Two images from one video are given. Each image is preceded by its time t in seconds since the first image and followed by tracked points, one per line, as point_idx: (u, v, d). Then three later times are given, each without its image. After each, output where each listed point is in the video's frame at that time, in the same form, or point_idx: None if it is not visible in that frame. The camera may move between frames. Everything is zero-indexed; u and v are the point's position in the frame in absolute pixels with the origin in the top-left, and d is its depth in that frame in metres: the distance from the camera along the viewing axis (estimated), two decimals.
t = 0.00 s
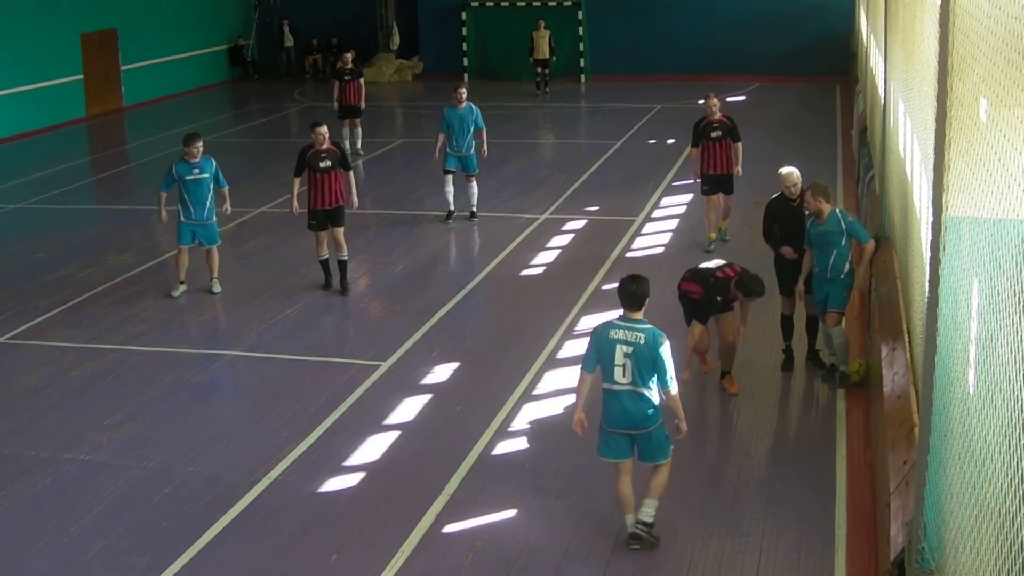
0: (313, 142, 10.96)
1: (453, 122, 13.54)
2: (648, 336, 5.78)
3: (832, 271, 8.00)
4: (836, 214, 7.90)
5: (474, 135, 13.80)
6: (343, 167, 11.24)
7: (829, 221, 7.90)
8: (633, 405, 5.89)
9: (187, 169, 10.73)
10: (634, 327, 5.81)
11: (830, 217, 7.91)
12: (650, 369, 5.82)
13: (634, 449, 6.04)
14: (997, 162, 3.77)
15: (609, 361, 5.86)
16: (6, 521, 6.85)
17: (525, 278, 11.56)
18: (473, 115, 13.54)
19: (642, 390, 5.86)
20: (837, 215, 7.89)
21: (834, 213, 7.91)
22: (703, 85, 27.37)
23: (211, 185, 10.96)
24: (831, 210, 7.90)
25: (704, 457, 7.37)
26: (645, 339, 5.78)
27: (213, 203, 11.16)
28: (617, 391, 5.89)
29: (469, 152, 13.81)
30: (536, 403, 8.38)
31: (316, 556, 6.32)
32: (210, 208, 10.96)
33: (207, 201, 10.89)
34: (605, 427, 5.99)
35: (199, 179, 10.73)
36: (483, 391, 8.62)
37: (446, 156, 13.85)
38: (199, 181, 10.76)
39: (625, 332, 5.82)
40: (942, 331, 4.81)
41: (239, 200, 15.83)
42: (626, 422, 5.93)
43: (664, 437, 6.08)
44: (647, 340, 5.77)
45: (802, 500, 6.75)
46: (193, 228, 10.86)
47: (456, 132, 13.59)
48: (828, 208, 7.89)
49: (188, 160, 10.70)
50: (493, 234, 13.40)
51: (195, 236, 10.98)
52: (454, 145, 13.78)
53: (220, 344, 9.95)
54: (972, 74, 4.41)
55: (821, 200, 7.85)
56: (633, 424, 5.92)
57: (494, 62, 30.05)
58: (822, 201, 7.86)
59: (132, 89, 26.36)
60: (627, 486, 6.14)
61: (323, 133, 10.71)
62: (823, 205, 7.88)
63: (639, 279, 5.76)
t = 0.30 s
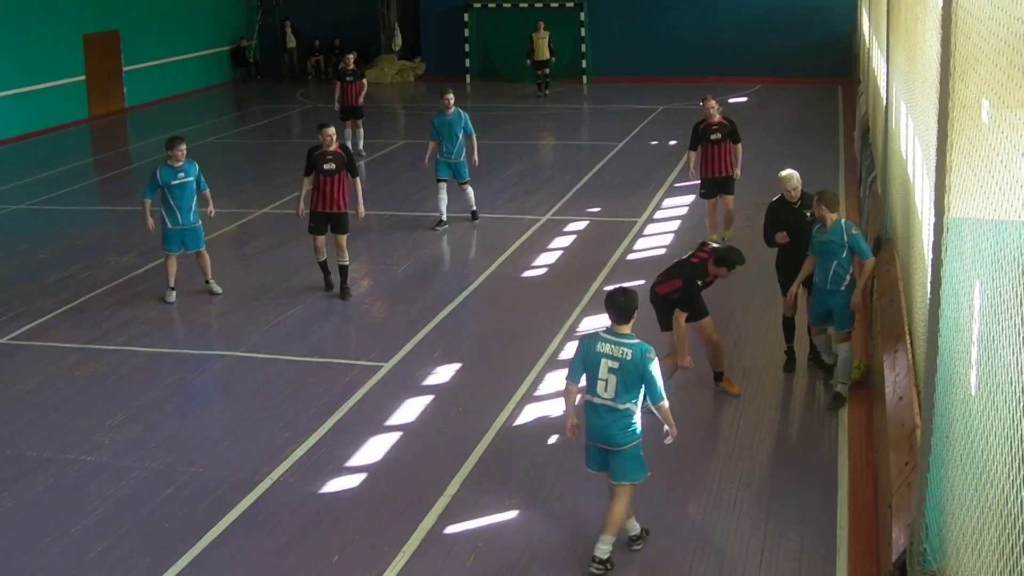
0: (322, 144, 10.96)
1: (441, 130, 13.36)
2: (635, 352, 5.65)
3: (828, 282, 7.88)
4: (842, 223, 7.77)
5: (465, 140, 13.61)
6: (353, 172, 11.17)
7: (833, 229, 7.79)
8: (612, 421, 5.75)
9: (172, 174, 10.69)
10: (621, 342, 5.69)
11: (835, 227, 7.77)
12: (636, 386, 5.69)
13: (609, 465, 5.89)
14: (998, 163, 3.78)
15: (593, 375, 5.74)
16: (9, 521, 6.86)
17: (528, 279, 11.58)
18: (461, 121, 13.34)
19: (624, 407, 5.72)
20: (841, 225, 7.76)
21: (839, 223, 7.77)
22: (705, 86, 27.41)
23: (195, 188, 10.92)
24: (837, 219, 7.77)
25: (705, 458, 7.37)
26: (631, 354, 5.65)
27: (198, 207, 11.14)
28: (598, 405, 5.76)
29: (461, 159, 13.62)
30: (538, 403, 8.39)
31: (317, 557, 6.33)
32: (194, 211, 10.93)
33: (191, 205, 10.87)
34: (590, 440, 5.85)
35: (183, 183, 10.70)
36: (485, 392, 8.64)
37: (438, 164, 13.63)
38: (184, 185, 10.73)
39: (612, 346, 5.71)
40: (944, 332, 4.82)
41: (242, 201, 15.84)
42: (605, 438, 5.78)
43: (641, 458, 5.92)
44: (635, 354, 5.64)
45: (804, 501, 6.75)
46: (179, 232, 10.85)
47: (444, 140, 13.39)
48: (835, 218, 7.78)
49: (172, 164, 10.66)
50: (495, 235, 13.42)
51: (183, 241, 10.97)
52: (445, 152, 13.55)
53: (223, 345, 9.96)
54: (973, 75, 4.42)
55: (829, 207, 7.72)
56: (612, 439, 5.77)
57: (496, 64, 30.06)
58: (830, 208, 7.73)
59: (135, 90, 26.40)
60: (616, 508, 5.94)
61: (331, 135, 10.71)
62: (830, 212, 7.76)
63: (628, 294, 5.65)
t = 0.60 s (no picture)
0: (320, 146, 10.94)
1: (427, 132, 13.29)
2: (612, 361, 5.46)
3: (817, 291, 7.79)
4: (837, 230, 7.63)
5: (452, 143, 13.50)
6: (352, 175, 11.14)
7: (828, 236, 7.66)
8: (585, 428, 5.62)
9: (164, 176, 10.69)
10: (601, 349, 5.51)
11: (829, 234, 7.65)
12: (609, 395, 5.51)
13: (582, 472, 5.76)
14: (998, 164, 3.78)
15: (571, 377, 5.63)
16: (8, 522, 6.86)
17: (527, 280, 11.58)
18: (447, 123, 13.25)
19: (598, 414, 5.57)
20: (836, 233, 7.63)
21: (833, 230, 7.65)
22: (704, 88, 27.42)
23: (186, 190, 10.93)
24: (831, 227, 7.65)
25: (703, 459, 7.38)
26: (607, 363, 5.47)
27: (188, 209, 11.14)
28: (574, 409, 5.64)
29: (445, 161, 13.49)
30: (536, 405, 8.39)
31: (316, 558, 6.32)
32: (186, 214, 10.94)
33: (183, 208, 10.88)
34: (564, 444, 5.74)
35: (175, 186, 10.71)
36: (484, 393, 8.64)
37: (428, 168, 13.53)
38: (176, 188, 10.74)
39: (592, 351, 5.54)
40: (943, 332, 4.82)
41: (241, 202, 15.85)
42: (578, 443, 5.66)
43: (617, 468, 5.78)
44: (610, 363, 5.45)
45: (803, 503, 6.75)
46: (173, 235, 10.85)
47: (431, 142, 13.32)
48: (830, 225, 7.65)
49: (163, 166, 10.63)
50: (494, 236, 13.42)
51: (176, 243, 10.97)
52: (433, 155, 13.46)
53: (222, 346, 9.96)
54: (972, 76, 4.43)
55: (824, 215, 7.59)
56: (583, 445, 5.65)
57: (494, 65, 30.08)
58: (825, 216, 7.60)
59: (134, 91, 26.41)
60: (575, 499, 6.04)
61: (329, 138, 10.69)
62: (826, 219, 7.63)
63: (614, 299, 5.47)
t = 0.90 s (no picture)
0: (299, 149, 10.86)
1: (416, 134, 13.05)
2: (574, 367, 5.31)
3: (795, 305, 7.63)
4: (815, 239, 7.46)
5: (439, 146, 13.27)
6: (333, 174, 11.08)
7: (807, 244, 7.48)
8: (556, 434, 5.52)
9: (163, 176, 10.70)
10: (563, 355, 5.36)
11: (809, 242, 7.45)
12: (571, 402, 5.37)
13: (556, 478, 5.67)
14: (997, 164, 3.77)
15: (537, 385, 5.48)
16: (8, 521, 6.86)
17: (526, 279, 11.57)
18: (436, 127, 13.04)
19: (566, 420, 5.46)
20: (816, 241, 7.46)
21: (813, 238, 7.44)
22: (704, 87, 27.40)
23: (184, 190, 10.95)
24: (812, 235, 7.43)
25: (701, 459, 7.37)
26: (569, 369, 5.32)
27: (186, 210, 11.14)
28: (545, 417, 5.52)
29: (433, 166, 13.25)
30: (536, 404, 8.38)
31: (316, 558, 6.32)
32: (185, 214, 10.94)
33: (183, 208, 10.88)
34: (532, 449, 5.66)
35: (175, 185, 10.72)
36: (484, 392, 8.64)
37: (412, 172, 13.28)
38: (176, 187, 10.75)
39: (554, 358, 5.39)
40: (943, 331, 4.81)
41: (240, 201, 15.83)
42: (550, 450, 5.57)
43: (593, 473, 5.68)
44: (571, 370, 5.30)
45: (802, 502, 6.75)
46: (170, 234, 10.84)
47: (419, 144, 13.06)
48: (809, 232, 7.40)
49: (162, 166, 10.64)
50: (494, 236, 13.41)
51: (173, 242, 10.96)
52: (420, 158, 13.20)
53: (221, 345, 9.95)
54: (973, 74, 4.42)
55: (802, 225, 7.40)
56: (558, 452, 5.56)
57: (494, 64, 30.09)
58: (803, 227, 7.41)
59: (134, 90, 26.39)
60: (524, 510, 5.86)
61: (306, 139, 10.63)
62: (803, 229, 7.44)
63: (575, 305, 5.35)
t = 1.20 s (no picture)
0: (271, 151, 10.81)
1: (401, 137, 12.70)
2: (531, 365, 5.38)
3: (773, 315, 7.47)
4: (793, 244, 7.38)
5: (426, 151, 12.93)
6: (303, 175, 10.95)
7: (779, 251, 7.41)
8: (515, 439, 5.49)
9: (165, 175, 10.70)
10: (516, 356, 5.41)
11: (786, 248, 7.35)
12: (532, 401, 5.41)
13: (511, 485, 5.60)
14: (995, 164, 3.77)
15: (492, 393, 5.45)
16: (5, 522, 6.85)
17: (523, 279, 11.57)
18: (422, 130, 12.69)
19: (526, 422, 5.48)
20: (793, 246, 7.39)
21: (791, 244, 7.36)
22: (701, 86, 27.40)
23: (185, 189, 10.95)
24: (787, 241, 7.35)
25: (698, 459, 7.37)
26: (527, 369, 5.37)
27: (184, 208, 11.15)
28: (501, 424, 5.48)
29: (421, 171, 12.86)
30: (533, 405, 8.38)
31: (314, 558, 6.31)
32: (186, 213, 10.92)
33: (184, 207, 10.87)
34: (481, 458, 5.56)
35: (177, 185, 10.72)
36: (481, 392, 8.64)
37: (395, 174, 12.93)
38: (177, 187, 10.75)
39: (507, 361, 5.41)
40: (941, 331, 4.81)
41: (238, 201, 15.82)
42: (509, 455, 5.51)
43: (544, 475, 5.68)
44: (530, 368, 5.37)
45: (799, 502, 6.74)
46: (173, 233, 10.86)
47: (403, 147, 12.71)
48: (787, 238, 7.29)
49: (163, 166, 10.64)
50: (492, 236, 13.41)
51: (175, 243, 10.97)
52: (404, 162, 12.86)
53: (218, 345, 9.93)
54: (969, 73, 4.41)
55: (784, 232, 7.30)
56: (517, 457, 5.50)
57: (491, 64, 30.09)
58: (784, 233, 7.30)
59: (131, 90, 26.37)
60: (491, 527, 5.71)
61: (273, 139, 10.59)
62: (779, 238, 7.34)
63: (522, 304, 5.39)
